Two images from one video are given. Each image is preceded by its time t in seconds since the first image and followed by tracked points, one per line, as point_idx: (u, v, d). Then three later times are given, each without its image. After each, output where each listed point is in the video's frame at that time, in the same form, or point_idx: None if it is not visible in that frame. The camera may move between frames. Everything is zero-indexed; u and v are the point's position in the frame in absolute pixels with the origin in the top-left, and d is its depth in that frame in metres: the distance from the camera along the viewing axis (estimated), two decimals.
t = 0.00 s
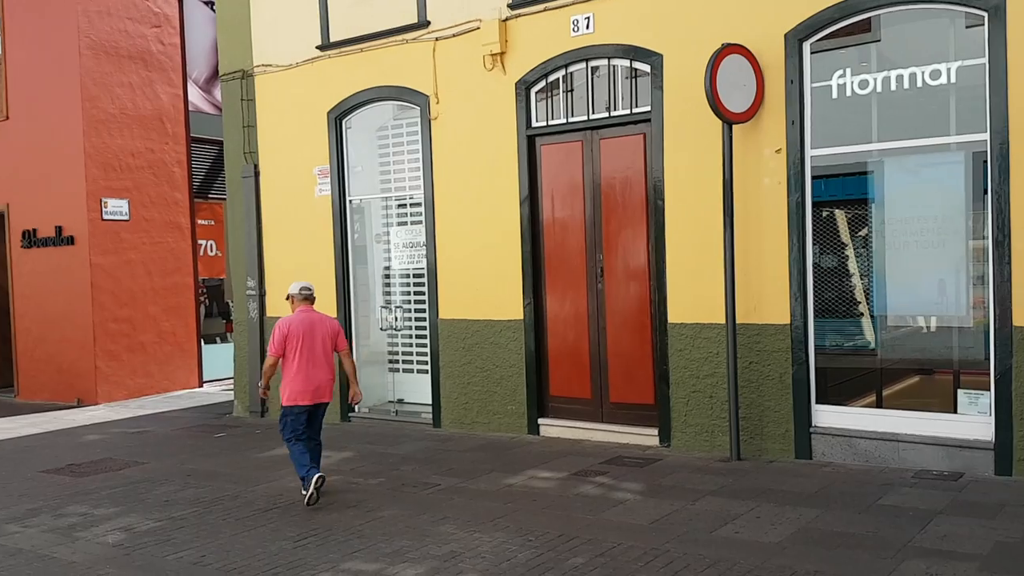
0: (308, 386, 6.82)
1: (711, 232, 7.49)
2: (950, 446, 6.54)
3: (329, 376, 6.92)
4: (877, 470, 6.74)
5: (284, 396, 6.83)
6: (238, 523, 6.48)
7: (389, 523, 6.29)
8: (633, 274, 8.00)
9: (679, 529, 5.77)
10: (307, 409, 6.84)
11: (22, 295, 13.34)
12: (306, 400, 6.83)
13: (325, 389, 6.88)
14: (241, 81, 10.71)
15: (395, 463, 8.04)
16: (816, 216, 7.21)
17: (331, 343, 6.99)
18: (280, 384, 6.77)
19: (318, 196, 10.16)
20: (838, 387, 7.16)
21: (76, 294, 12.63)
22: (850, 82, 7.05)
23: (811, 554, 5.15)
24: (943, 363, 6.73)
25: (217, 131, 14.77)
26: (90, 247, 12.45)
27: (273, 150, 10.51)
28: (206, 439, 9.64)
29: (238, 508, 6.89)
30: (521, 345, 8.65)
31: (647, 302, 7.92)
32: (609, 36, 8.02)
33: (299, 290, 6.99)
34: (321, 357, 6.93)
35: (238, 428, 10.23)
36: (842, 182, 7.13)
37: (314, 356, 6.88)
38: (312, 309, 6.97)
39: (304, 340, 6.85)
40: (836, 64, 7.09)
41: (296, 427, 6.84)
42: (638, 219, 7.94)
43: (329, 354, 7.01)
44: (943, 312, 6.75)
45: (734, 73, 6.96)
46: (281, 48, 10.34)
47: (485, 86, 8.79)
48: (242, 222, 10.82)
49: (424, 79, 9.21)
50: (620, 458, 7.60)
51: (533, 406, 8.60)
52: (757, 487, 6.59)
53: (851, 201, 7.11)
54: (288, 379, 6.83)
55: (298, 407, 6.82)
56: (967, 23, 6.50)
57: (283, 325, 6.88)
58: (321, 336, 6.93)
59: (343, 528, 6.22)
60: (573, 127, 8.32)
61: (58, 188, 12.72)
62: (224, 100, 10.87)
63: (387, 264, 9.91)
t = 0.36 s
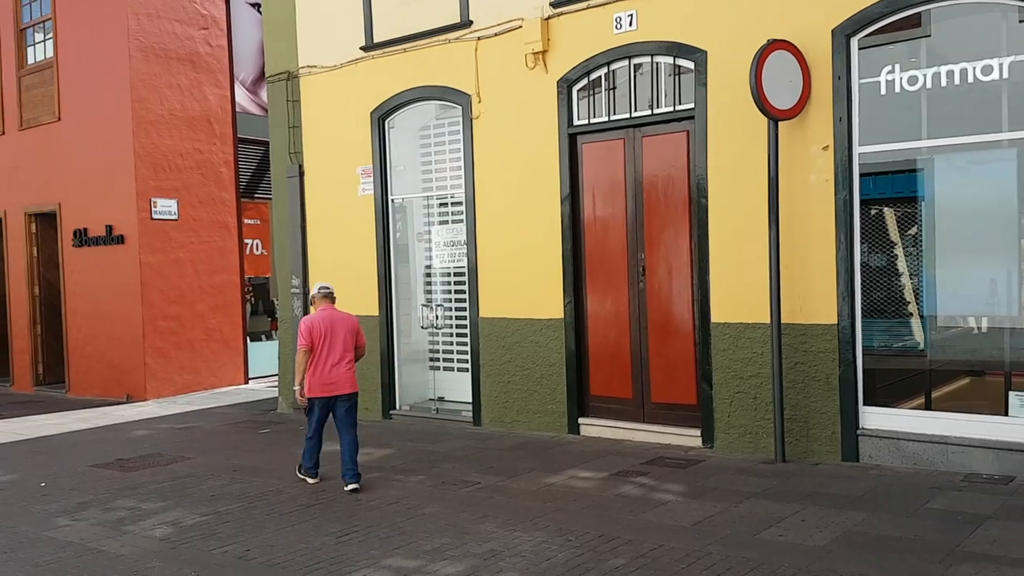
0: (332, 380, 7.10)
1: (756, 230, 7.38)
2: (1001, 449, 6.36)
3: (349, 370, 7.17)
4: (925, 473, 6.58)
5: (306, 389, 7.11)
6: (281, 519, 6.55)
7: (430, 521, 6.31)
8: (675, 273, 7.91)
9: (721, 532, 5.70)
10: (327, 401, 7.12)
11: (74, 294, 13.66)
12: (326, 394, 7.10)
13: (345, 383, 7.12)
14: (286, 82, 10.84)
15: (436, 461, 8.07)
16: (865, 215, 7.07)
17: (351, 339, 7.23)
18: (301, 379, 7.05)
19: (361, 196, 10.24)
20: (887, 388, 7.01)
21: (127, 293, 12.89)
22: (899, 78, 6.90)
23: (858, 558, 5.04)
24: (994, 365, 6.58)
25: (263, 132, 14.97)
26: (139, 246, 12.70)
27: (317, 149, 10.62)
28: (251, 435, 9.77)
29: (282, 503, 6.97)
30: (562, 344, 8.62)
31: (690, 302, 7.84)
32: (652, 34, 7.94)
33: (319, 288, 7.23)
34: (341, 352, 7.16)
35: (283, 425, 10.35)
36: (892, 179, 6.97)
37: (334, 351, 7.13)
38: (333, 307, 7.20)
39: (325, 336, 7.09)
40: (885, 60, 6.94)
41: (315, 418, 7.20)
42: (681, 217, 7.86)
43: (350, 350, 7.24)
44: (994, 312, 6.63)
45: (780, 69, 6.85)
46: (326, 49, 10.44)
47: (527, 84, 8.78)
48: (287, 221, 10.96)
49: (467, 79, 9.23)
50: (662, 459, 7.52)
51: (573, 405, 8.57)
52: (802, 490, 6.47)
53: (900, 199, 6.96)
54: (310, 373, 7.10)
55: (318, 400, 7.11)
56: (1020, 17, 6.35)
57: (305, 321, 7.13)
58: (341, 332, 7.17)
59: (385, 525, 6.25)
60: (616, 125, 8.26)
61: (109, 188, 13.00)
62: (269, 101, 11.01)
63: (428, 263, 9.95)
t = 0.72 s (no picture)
0: (351, 369, 7.56)
1: (801, 229, 7.27)
2: None
3: (368, 361, 7.66)
4: (974, 477, 6.43)
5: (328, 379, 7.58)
6: (323, 516, 6.61)
7: (469, 519, 6.32)
8: (717, 272, 7.82)
9: (764, 535, 5.62)
10: (349, 390, 7.58)
11: (123, 292, 13.93)
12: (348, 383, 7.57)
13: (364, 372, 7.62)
14: (328, 83, 10.95)
15: (476, 459, 8.08)
16: (913, 213, 6.93)
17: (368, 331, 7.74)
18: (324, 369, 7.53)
19: (402, 195, 10.30)
20: (935, 390, 6.86)
21: (173, 292, 13.12)
22: (948, 74, 6.76)
23: (905, 563, 4.94)
24: None
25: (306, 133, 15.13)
26: (186, 246, 12.91)
27: (359, 149, 10.70)
28: (294, 433, 9.88)
29: (323, 500, 7.03)
30: (602, 344, 8.58)
31: (732, 302, 7.74)
32: (694, 31, 7.86)
33: (339, 285, 7.77)
34: (360, 344, 7.66)
35: (324, 422, 10.45)
36: (941, 177, 6.84)
37: (352, 343, 7.64)
38: (351, 302, 7.73)
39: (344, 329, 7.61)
40: (933, 56, 6.80)
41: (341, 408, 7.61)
42: (723, 216, 7.77)
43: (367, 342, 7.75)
44: None
45: (825, 65, 6.74)
46: (368, 50, 10.52)
47: (568, 83, 8.75)
48: (329, 222, 11.07)
49: (507, 78, 9.23)
50: (703, 461, 7.45)
51: (613, 406, 8.52)
52: (846, 493, 6.36)
53: (950, 197, 6.81)
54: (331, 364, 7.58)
55: (341, 389, 7.57)
56: None
57: (325, 316, 7.66)
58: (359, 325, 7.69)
59: (425, 523, 6.27)
60: (657, 124, 8.19)
61: (156, 189, 13.24)
62: (312, 102, 11.13)
63: (468, 262, 9.97)
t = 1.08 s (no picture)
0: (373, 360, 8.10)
1: (841, 227, 7.16)
2: None
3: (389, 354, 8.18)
4: (1018, 479, 6.29)
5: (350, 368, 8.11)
6: (358, 511, 6.65)
7: (503, 517, 6.32)
8: (755, 271, 7.73)
9: (802, 536, 5.55)
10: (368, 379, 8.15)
11: (163, 290, 14.14)
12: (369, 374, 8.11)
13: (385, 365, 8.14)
14: (365, 82, 11.02)
15: (510, 457, 8.07)
16: (956, 211, 6.80)
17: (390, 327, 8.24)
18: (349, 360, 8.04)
19: (437, 193, 10.33)
20: (977, 391, 6.73)
21: (213, 289, 13.29)
22: (992, 69, 6.62)
23: (946, 566, 4.84)
24: None
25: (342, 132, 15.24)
26: (225, 244, 13.08)
27: (395, 148, 10.76)
28: (329, 429, 9.96)
29: (359, 496, 7.08)
30: (637, 343, 8.52)
31: (770, 301, 7.65)
32: (733, 26, 7.77)
33: (366, 281, 8.28)
34: (383, 338, 8.18)
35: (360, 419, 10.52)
36: (984, 174, 6.71)
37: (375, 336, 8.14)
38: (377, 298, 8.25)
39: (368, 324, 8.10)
40: (977, 51, 6.66)
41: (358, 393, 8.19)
42: (761, 214, 7.68)
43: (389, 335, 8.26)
44: None
45: (867, 61, 6.63)
46: (404, 49, 10.57)
47: (604, 80, 8.71)
48: (365, 220, 11.14)
49: (543, 75, 9.21)
50: (740, 461, 7.37)
51: (648, 405, 8.46)
52: (886, 495, 6.25)
53: (993, 195, 6.69)
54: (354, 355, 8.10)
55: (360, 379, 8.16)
56: None
57: (351, 310, 8.10)
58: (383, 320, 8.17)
59: (459, 520, 6.28)
60: (694, 121, 8.12)
61: (196, 187, 13.42)
62: (349, 101, 11.21)
63: (503, 260, 9.98)
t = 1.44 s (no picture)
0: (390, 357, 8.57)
1: (881, 227, 7.06)
2: None
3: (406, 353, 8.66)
4: None
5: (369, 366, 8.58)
6: (393, 509, 6.68)
7: (537, 516, 6.31)
8: (794, 270, 7.64)
9: (841, 539, 5.47)
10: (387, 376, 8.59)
11: (202, 289, 14.33)
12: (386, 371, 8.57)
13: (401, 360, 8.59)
14: (400, 83, 11.07)
15: (544, 457, 8.06)
16: (1000, 211, 6.68)
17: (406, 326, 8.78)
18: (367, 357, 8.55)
19: (472, 193, 10.35)
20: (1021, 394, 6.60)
21: (250, 288, 13.44)
22: None
23: (989, 571, 4.75)
24: None
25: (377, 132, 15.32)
26: (263, 243, 13.22)
27: (430, 148, 10.79)
28: (364, 427, 10.02)
29: (394, 494, 7.11)
30: (673, 343, 8.46)
31: (809, 300, 7.56)
32: (771, 23, 7.69)
33: (380, 284, 8.81)
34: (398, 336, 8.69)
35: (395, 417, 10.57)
36: None
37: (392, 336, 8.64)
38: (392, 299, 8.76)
39: (384, 323, 8.62)
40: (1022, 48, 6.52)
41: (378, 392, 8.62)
42: (800, 213, 7.59)
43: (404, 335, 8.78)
44: None
45: (908, 58, 6.53)
46: (440, 49, 10.60)
47: (640, 78, 8.66)
48: (400, 219, 11.18)
49: (579, 74, 9.18)
50: (778, 463, 7.28)
51: (684, 406, 8.40)
52: (927, 498, 6.15)
53: None
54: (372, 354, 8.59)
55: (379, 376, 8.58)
56: None
57: (366, 312, 8.68)
58: (398, 320, 8.71)
59: (494, 519, 6.28)
60: (732, 119, 8.06)
61: (235, 187, 13.59)
62: (384, 101, 11.26)
63: (537, 259, 9.97)
